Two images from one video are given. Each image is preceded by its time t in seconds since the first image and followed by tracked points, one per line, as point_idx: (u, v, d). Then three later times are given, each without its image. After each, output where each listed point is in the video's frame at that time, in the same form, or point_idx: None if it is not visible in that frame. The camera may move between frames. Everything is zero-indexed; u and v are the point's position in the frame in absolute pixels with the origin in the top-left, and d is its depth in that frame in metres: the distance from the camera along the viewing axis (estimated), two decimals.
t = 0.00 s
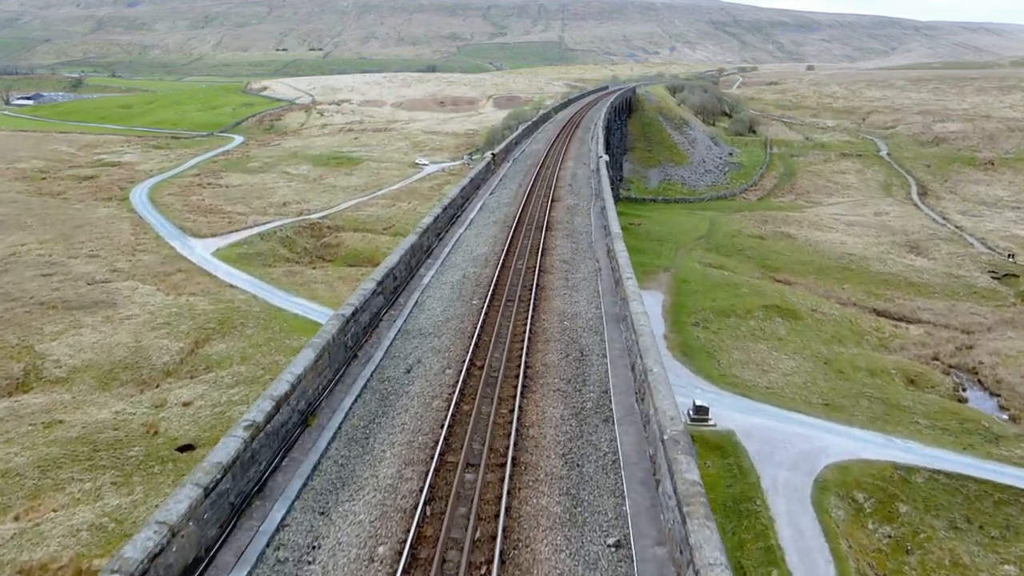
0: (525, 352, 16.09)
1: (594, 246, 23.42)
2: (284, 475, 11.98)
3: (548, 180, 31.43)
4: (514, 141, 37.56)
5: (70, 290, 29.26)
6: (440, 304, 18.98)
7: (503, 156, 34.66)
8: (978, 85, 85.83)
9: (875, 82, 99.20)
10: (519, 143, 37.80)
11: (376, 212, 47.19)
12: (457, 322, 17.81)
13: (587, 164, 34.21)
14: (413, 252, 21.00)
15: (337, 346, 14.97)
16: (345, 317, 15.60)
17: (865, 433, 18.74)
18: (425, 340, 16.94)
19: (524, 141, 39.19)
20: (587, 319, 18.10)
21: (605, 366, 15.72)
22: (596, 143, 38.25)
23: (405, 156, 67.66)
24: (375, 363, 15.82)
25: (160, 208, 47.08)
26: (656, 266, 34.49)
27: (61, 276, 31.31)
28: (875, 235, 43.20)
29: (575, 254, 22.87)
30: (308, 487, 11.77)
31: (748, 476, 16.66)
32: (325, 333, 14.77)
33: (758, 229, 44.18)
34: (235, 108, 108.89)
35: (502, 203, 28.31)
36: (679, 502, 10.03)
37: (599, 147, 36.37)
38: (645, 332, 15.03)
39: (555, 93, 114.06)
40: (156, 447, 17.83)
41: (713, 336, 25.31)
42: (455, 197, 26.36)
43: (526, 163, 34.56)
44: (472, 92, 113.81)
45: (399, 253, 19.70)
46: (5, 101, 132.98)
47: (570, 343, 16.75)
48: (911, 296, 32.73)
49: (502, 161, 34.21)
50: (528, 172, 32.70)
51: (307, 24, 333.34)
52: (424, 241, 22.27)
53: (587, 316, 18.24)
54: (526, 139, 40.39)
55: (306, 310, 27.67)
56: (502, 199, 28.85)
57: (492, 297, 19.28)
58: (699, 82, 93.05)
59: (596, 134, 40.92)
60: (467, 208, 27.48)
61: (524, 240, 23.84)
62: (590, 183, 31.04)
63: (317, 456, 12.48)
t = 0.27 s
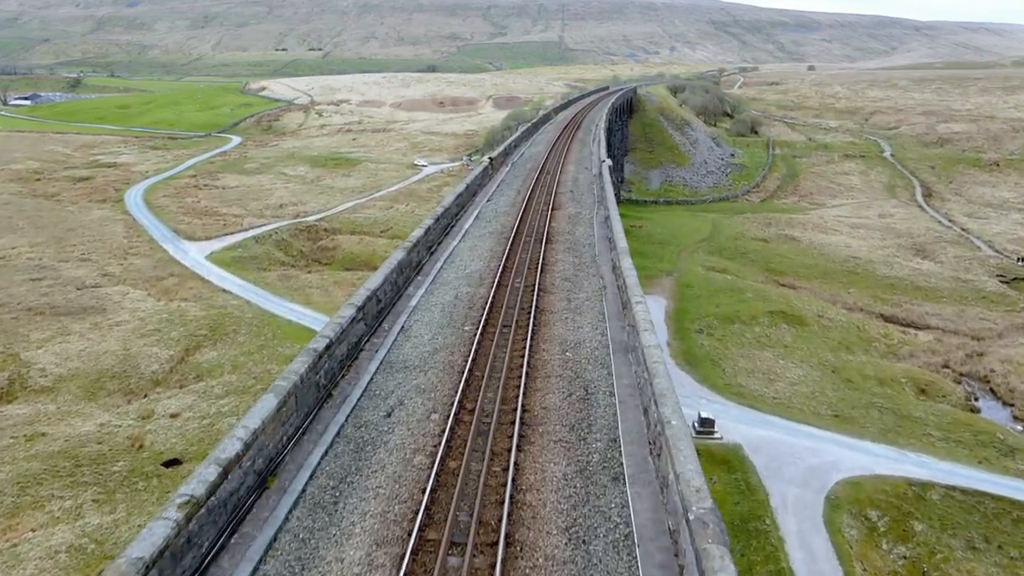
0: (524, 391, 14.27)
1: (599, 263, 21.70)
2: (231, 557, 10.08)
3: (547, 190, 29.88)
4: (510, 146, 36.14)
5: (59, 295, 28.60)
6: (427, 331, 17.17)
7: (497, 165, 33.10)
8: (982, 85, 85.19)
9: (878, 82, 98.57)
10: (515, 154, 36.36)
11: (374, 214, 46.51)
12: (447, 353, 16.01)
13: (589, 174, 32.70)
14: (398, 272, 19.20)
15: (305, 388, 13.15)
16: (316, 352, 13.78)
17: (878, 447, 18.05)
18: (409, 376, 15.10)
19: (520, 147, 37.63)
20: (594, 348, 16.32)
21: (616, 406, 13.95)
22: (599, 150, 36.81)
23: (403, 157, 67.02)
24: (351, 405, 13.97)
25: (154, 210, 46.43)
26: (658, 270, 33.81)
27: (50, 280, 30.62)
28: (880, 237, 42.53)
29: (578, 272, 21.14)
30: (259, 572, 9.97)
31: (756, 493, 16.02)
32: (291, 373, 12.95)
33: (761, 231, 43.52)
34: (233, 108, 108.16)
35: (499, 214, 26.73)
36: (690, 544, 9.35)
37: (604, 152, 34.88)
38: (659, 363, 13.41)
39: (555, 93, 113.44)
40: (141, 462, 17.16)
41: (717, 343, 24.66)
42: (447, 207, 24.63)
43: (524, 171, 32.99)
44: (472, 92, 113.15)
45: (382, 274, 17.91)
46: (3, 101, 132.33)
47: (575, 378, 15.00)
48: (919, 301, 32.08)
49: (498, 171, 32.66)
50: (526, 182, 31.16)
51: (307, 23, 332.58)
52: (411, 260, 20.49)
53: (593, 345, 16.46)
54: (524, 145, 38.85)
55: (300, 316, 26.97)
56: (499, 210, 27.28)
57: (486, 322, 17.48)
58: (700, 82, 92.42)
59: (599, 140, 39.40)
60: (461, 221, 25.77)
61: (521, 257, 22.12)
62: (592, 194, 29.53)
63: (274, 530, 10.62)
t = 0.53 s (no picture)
0: (520, 443, 12.60)
1: (603, 287, 20.11)
2: None
3: (544, 203, 28.37)
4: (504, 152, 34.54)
5: (47, 300, 27.96)
6: (410, 368, 15.52)
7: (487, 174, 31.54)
8: (985, 85, 84.57)
9: (880, 82, 97.95)
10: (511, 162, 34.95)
11: (372, 216, 45.86)
12: (433, 395, 14.36)
13: (590, 185, 31.22)
14: (379, 299, 17.51)
15: (264, 444, 11.38)
16: (279, 400, 11.96)
17: (890, 462, 17.38)
18: (389, 424, 13.44)
19: (512, 156, 36.16)
20: (600, 388, 14.69)
21: (627, 460, 12.33)
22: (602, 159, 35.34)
23: (402, 158, 66.39)
24: (319, 460, 12.27)
25: (148, 212, 45.77)
26: (660, 274, 33.16)
27: (39, 285, 29.95)
28: (886, 240, 41.88)
29: (579, 296, 19.52)
30: None
31: (765, 511, 15.38)
32: (247, 428, 11.17)
33: (764, 234, 42.86)
34: (231, 108, 107.46)
35: (493, 230, 25.17)
36: None
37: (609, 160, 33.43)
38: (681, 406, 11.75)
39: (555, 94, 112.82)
40: (124, 478, 16.52)
41: (722, 350, 24.01)
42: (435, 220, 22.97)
43: (519, 181, 31.52)
44: (471, 93, 112.51)
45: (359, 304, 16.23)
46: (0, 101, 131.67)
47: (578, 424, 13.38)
48: (927, 306, 31.44)
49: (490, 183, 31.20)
50: (521, 194, 29.65)
51: (306, 23, 331.76)
52: (393, 284, 18.83)
53: (597, 384, 14.83)
54: (520, 152, 37.35)
55: (294, 323, 26.24)
56: (493, 225, 25.71)
57: (477, 357, 15.87)
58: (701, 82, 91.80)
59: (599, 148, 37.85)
60: (449, 239, 24.18)
61: (516, 279, 20.52)
62: (593, 207, 27.99)
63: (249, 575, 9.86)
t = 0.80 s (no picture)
0: (516, 516, 10.92)
1: (609, 313, 18.50)
2: None
3: (543, 215, 26.73)
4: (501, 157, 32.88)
5: (36, 306, 27.31)
6: (394, 413, 13.92)
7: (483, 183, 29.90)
8: (989, 85, 83.91)
9: (882, 82, 97.33)
10: (508, 170, 33.35)
11: (370, 218, 45.18)
12: (418, 448, 12.79)
13: (592, 195, 29.62)
14: (360, 329, 15.85)
15: (209, 522, 9.73)
16: (229, 467, 10.33)
17: (905, 477, 16.72)
18: (367, 486, 11.85)
19: (509, 163, 34.60)
20: (607, 438, 13.15)
21: (643, 534, 10.85)
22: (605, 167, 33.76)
23: (400, 159, 65.76)
24: (278, 538, 10.62)
25: (142, 214, 45.13)
26: (663, 278, 32.50)
27: (28, 290, 29.30)
28: (891, 243, 41.23)
29: (582, 323, 17.90)
30: None
31: (775, 530, 14.74)
32: (185, 505, 9.52)
33: (768, 236, 42.20)
34: (229, 108, 106.80)
35: (488, 246, 23.54)
36: None
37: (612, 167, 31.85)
38: (709, 473, 10.20)
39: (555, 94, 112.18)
40: (107, 495, 15.89)
41: (727, 359, 23.37)
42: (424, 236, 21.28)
43: (517, 191, 29.92)
44: (471, 93, 111.85)
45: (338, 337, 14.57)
46: None
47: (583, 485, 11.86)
48: (936, 311, 30.79)
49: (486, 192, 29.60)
50: (518, 205, 28.03)
51: (306, 23, 330.85)
52: (377, 311, 17.17)
53: (604, 433, 13.28)
54: (517, 159, 35.77)
55: (289, 329, 25.52)
56: (489, 240, 24.09)
57: (470, 399, 14.30)
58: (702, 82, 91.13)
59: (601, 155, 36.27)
60: (441, 256, 22.53)
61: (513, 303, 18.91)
62: (596, 221, 26.35)
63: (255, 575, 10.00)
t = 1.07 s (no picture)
0: None
1: (621, 342, 16.36)
2: None
3: (544, 228, 24.74)
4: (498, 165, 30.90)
5: (23, 312, 26.64)
6: (371, 469, 11.79)
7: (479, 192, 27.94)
8: (992, 86, 83.28)
9: (885, 82, 96.76)
10: (506, 179, 31.49)
11: (368, 221, 44.52)
12: (398, 517, 10.61)
13: (596, 207, 27.66)
14: (337, 365, 13.75)
15: None
16: (156, 564, 8.18)
17: (920, 496, 16.10)
18: None
19: (506, 172, 32.76)
20: (624, 502, 11.00)
21: None
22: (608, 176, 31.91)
23: (399, 160, 65.14)
24: None
25: (136, 217, 44.50)
26: (666, 282, 31.81)
27: (16, 295, 28.63)
28: (897, 246, 40.57)
29: (590, 354, 15.75)
30: None
31: (787, 553, 14.12)
32: None
33: (772, 240, 41.55)
34: (227, 109, 106.22)
35: (484, 263, 21.47)
36: None
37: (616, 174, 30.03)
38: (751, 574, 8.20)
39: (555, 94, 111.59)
40: (88, 515, 15.24)
41: (733, 367, 22.73)
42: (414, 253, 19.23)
43: (516, 202, 28.01)
44: (470, 93, 111.26)
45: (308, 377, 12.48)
46: None
47: (596, 546, 10.11)
48: (945, 317, 30.12)
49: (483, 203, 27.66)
50: (517, 217, 26.06)
51: (306, 23, 330.13)
52: (358, 341, 15.08)
53: (621, 496, 11.12)
54: (515, 167, 33.90)
55: (282, 336, 24.83)
56: (485, 255, 22.03)
57: (462, 449, 12.17)
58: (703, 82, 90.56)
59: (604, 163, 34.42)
60: (433, 274, 20.46)
61: (512, 329, 16.81)
62: (603, 233, 24.33)
63: None
